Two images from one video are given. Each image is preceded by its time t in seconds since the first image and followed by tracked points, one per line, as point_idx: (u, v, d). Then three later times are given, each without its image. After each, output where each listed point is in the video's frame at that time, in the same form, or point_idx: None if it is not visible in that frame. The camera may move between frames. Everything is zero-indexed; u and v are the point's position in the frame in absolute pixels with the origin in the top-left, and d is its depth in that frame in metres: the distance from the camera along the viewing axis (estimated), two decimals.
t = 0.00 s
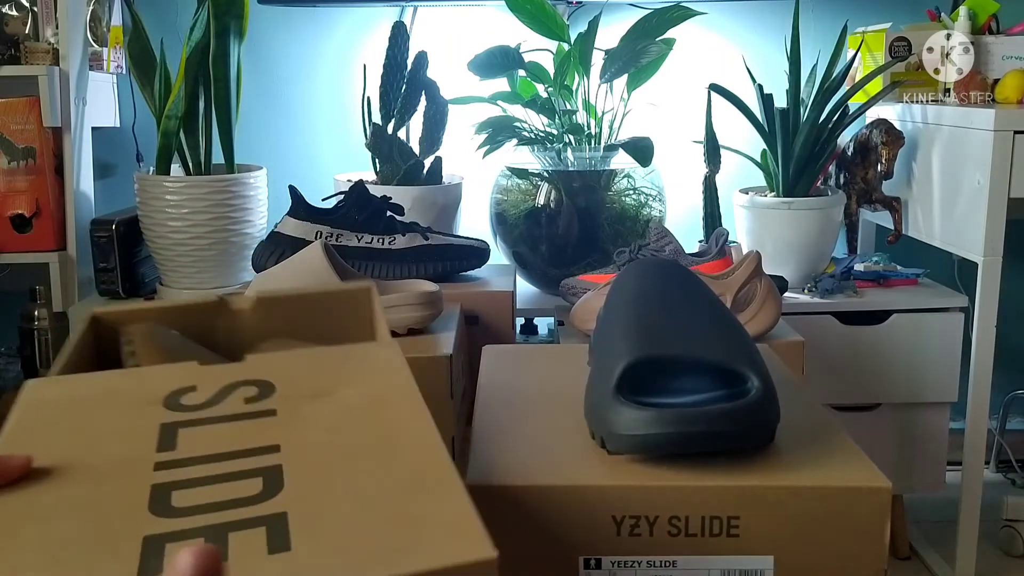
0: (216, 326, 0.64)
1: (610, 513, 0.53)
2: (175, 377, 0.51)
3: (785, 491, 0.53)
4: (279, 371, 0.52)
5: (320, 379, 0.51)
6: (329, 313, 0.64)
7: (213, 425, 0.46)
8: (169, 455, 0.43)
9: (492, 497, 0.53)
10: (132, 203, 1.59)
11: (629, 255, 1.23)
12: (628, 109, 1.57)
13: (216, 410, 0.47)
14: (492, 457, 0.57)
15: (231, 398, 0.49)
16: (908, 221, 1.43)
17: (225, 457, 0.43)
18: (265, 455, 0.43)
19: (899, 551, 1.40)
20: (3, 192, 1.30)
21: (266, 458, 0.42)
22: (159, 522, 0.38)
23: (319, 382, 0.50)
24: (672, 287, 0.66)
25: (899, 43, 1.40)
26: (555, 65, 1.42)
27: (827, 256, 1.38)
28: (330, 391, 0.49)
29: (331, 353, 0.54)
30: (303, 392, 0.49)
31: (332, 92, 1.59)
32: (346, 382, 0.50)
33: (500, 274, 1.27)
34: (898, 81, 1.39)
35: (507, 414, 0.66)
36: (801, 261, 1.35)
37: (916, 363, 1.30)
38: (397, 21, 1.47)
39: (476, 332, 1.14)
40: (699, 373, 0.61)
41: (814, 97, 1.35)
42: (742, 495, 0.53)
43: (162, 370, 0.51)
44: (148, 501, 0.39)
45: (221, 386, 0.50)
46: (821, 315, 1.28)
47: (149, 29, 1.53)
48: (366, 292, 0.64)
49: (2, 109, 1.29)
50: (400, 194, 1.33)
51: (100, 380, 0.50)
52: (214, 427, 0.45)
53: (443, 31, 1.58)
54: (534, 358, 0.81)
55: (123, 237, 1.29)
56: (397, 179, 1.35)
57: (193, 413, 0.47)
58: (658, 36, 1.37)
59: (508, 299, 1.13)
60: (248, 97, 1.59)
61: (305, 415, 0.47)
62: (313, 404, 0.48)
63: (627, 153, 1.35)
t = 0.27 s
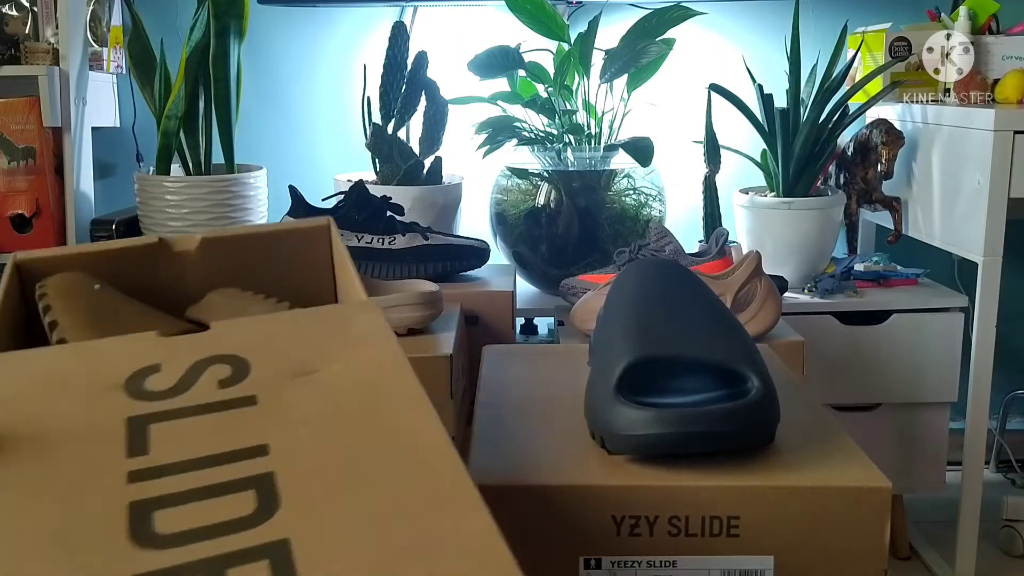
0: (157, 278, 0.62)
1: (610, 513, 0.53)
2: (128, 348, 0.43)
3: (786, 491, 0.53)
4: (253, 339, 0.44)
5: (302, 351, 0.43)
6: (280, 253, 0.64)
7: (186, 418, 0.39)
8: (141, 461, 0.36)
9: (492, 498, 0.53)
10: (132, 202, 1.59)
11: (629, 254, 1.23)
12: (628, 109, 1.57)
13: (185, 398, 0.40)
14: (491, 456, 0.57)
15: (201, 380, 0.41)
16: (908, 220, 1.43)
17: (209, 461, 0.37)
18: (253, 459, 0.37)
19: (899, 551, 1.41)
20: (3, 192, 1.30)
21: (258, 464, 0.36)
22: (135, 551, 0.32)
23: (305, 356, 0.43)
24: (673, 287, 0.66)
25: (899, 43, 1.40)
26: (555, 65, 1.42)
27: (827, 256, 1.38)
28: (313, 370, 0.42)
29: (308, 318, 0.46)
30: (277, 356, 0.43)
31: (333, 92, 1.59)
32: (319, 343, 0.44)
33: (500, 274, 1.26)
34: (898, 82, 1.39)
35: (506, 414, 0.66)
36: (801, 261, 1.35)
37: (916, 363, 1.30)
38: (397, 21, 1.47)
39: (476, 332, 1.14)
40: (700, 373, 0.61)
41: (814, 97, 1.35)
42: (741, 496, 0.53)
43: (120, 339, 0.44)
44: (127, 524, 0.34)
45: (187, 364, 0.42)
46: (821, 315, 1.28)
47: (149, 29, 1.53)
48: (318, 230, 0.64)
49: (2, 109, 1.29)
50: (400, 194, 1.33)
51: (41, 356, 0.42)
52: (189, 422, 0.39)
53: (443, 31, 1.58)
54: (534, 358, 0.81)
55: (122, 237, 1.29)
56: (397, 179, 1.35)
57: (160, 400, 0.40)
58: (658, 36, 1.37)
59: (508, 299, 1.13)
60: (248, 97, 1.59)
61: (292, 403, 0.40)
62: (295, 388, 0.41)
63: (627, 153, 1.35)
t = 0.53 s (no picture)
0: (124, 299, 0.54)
1: (610, 513, 0.53)
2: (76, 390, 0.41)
3: (786, 491, 0.53)
4: (204, 372, 0.41)
5: (253, 383, 0.40)
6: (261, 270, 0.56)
7: (126, 463, 0.37)
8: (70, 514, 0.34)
9: (492, 499, 0.53)
10: (132, 203, 1.59)
11: (629, 254, 1.23)
12: (628, 109, 1.57)
13: (126, 440, 0.38)
14: (491, 457, 0.57)
15: (143, 419, 0.39)
16: (908, 221, 1.43)
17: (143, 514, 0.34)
18: (186, 510, 0.34)
19: (899, 551, 1.41)
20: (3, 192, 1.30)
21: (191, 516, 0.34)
22: None
23: (260, 389, 0.40)
24: (673, 286, 0.66)
25: (899, 43, 1.40)
26: (555, 65, 1.42)
27: (827, 256, 1.38)
28: (264, 407, 0.39)
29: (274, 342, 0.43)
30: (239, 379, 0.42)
31: (333, 92, 1.59)
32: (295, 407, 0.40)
33: (500, 274, 1.26)
34: (898, 82, 1.39)
35: (507, 414, 0.66)
36: (801, 261, 1.35)
37: (916, 363, 1.30)
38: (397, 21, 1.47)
39: (476, 332, 1.14)
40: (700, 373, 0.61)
41: (814, 97, 1.35)
42: (742, 495, 0.53)
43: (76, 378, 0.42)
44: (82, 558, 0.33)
45: (133, 403, 0.40)
46: (821, 315, 1.28)
47: (149, 29, 1.53)
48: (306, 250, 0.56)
49: (2, 109, 1.29)
50: (400, 194, 1.33)
51: None
52: (124, 470, 0.36)
53: (443, 31, 1.58)
54: (533, 358, 0.81)
55: (122, 237, 1.29)
56: (397, 179, 1.35)
57: (102, 445, 0.38)
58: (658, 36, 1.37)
59: (508, 299, 1.13)
60: (248, 97, 1.59)
61: (235, 442, 0.37)
62: (239, 427, 0.38)
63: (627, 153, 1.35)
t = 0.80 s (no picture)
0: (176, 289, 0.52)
1: (610, 513, 0.53)
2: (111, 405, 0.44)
3: (786, 491, 0.53)
4: (231, 399, 0.44)
5: (272, 410, 0.43)
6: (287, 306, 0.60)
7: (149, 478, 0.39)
8: (94, 525, 0.37)
9: (492, 498, 0.53)
10: (132, 203, 1.59)
11: (629, 254, 1.23)
12: (628, 109, 1.57)
13: (152, 456, 0.41)
14: (491, 457, 0.57)
15: (170, 438, 0.42)
16: (908, 221, 1.43)
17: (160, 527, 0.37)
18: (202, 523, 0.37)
19: (899, 551, 1.41)
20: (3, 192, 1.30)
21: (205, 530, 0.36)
22: None
23: (277, 415, 0.43)
24: (672, 286, 0.66)
25: (899, 43, 1.40)
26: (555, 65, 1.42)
27: (827, 256, 1.38)
28: (284, 431, 0.42)
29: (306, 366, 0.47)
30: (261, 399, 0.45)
31: (333, 93, 1.59)
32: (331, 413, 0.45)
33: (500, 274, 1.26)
34: (898, 82, 1.39)
35: (507, 414, 0.66)
36: (801, 261, 1.35)
37: (916, 363, 1.30)
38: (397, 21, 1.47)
39: (476, 332, 1.14)
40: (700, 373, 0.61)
41: (814, 97, 1.35)
42: (742, 496, 0.53)
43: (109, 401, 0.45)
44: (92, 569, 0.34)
45: (161, 424, 0.43)
46: (821, 315, 1.28)
47: (149, 29, 1.52)
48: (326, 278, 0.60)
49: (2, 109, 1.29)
50: (400, 194, 1.33)
51: (25, 415, 0.43)
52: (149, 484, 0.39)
53: (443, 31, 1.58)
54: (533, 358, 0.81)
55: (123, 237, 1.30)
56: (397, 179, 1.35)
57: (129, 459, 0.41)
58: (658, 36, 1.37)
59: (508, 299, 1.13)
60: (248, 97, 1.59)
61: (252, 464, 0.40)
62: (260, 447, 0.41)
63: (627, 153, 1.35)
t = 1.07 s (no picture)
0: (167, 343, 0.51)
1: (610, 513, 0.53)
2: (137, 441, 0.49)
3: (786, 491, 0.53)
4: (245, 443, 0.49)
5: (282, 463, 0.46)
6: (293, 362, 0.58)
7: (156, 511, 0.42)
8: (109, 549, 0.39)
9: (492, 498, 0.53)
10: (131, 203, 1.59)
11: (629, 255, 1.23)
12: (628, 109, 1.57)
13: (168, 491, 0.44)
14: (491, 457, 0.58)
15: (185, 477, 0.45)
16: (908, 221, 1.43)
17: (171, 552, 0.39)
18: (208, 549, 0.39)
19: (899, 550, 1.40)
20: (3, 192, 1.30)
21: (212, 554, 0.38)
22: None
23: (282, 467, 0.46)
24: (672, 286, 0.66)
25: (899, 43, 1.40)
26: (555, 66, 1.42)
27: (827, 256, 1.38)
28: (289, 468, 0.46)
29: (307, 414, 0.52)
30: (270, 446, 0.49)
31: (333, 93, 1.59)
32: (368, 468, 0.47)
33: (499, 274, 1.27)
34: (898, 82, 1.39)
35: (506, 414, 0.66)
36: (801, 261, 1.35)
37: (916, 363, 1.30)
38: (397, 21, 1.47)
39: (475, 331, 1.14)
40: (700, 373, 0.61)
41: (814, 97, 1.35)
42: (743, 496, 0.53)
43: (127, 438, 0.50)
44: None
45: (176, 468, 0.46)
46: (821, 315, 1.28)
47: (149, 29, 1.52)
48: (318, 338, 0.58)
49: (1, 109, 1.29)
50: (400, 194, 1.33)
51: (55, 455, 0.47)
52: (163, 514, 0.42)
53: (443, 31, 1.58)
54: (533, 358, 0.81)
55: (123, 237, 1.29)
56: (397, 180, 1.35)
57: (141, 495, 0.43)
58: (658, 36, 1.37)
59: (508, 299, 1.13)
60: (248, 97, 1.59)
61: (257, 506, 0.42)
62: (266, 490, 0.43)
63: (627, 153, 1.35)
